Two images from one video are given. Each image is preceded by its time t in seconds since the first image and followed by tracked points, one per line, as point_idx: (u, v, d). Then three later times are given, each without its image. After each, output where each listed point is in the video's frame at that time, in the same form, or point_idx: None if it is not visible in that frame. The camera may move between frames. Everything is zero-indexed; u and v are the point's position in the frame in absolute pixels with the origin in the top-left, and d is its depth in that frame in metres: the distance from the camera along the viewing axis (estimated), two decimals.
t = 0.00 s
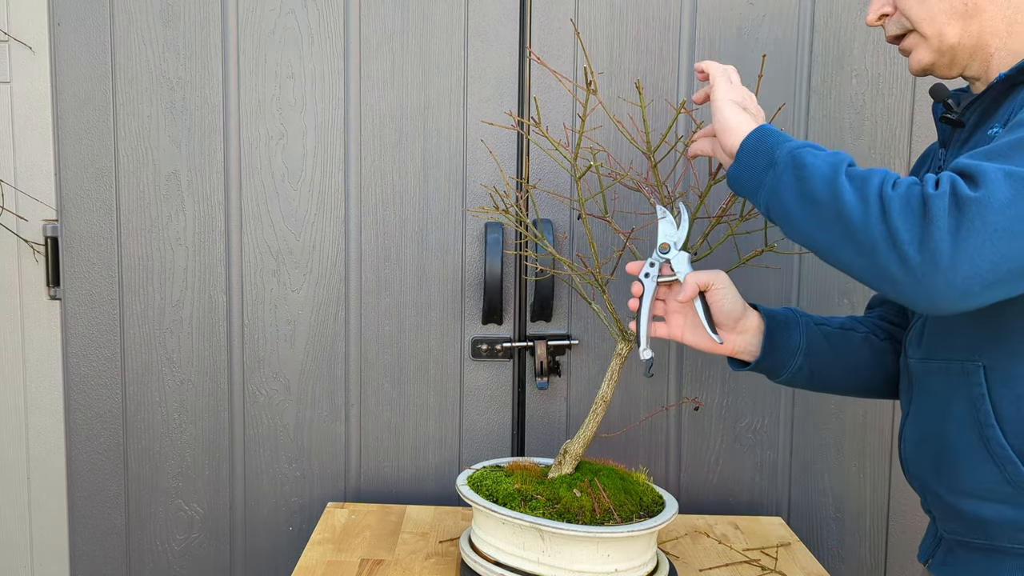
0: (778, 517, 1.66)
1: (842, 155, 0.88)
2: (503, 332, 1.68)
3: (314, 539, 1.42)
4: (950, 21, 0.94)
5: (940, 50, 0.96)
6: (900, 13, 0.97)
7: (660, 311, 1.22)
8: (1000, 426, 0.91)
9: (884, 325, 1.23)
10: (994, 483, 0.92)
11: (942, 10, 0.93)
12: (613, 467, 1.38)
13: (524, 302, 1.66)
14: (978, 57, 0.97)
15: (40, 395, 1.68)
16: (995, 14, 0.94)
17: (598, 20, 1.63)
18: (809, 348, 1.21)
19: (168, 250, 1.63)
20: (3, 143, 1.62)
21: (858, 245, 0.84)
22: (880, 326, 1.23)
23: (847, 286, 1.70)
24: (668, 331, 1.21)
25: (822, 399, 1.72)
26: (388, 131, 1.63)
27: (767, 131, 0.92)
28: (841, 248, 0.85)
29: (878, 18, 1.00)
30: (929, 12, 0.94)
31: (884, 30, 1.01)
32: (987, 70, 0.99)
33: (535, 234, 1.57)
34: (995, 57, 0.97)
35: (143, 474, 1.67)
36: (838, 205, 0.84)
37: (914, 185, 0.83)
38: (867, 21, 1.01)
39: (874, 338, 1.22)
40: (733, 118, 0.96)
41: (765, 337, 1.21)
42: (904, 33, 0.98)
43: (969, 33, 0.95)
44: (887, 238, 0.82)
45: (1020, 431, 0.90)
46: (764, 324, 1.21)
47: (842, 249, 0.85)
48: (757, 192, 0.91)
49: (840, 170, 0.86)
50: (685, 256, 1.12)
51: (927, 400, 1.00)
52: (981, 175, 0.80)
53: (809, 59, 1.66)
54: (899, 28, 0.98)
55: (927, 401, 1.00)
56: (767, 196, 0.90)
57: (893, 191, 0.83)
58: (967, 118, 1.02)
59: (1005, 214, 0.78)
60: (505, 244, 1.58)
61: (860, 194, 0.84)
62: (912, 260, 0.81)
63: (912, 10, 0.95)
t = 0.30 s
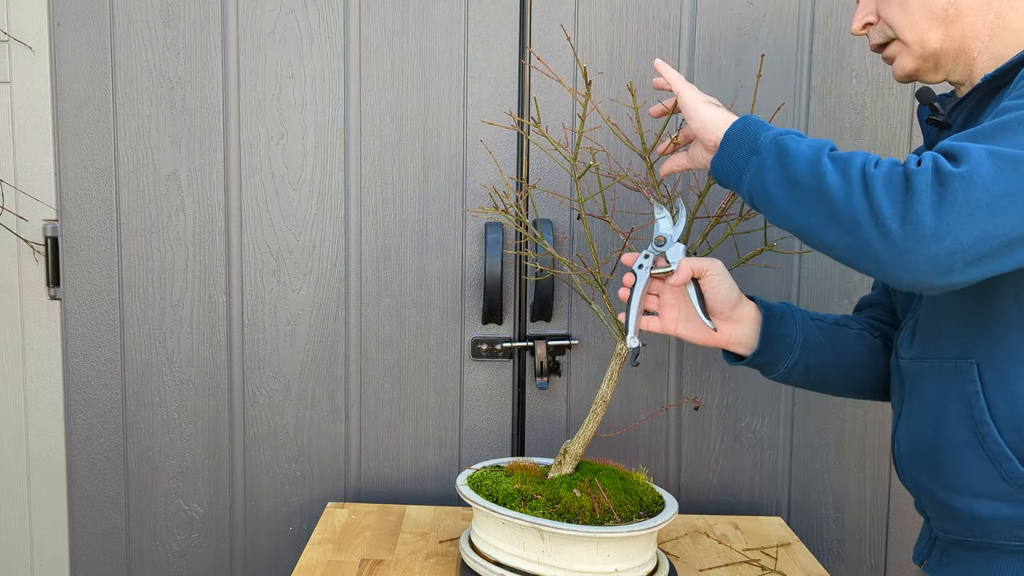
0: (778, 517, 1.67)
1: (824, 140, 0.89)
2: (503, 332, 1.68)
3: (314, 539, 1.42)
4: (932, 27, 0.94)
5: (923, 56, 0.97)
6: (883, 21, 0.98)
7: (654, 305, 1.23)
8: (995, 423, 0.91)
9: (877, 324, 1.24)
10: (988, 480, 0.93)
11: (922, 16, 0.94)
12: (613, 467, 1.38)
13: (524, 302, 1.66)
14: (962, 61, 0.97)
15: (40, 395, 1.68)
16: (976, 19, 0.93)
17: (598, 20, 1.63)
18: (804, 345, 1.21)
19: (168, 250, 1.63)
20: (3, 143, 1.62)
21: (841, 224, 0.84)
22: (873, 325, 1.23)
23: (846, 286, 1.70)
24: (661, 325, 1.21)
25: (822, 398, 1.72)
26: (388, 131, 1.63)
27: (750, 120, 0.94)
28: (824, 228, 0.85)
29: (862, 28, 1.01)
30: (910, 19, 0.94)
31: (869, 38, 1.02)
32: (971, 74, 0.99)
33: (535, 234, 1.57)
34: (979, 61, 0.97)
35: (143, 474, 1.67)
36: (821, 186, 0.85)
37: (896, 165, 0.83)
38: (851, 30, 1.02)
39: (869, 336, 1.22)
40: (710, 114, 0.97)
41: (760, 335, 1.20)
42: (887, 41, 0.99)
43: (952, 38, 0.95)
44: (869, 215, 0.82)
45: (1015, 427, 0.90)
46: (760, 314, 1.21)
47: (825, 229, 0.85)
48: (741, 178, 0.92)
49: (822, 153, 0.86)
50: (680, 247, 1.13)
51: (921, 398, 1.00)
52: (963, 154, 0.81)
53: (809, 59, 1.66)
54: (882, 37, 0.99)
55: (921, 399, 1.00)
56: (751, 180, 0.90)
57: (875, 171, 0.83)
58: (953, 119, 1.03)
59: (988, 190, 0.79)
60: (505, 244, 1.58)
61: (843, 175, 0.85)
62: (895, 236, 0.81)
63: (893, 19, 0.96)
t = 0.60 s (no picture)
0: (778, 517, 1.66)
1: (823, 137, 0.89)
2: (503, 332, 1.68)
3: (314, 539, 1.42)
4: (916, 32, 0.94)
5: (908, 61, 0.96)
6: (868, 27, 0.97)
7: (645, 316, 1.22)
8: (996, 419, 0.91)
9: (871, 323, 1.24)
10: (992, 478, 0.93)
11: (906, 21, 0.94)
12: (613, 467, 1.38)
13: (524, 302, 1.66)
14: (948, 64, 0.97)
15: (40, 395, 1.68)
16: (960, 22, 0.93)
17: (598, 19, 1.63)
18: (801, 344, 1.21)
19: (168, 250, 1.63)
20: (3, 143, 1.62)
21: (844, 217, 0.83)
22: (865, 326, 1.24)
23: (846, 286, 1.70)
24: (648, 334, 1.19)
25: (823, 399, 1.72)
26: (388, 131, 1.63)
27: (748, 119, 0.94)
28: (827, 222, 0.85)
29: (847, 35, 1.01)
30: (895, 25, 0.94)
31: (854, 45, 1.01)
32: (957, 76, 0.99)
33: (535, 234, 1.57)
34: (963, 64, 0.97)
35: (143, 473, 1.67)
36: (823, 181, 0.85)
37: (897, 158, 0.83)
38: (837, 38, 1.02)
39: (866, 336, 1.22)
40: (710, 113, 0.97)
41: (757, 333, 1.20)
42: (873, 47, 0.99)
43: (936, 42, 0.95)
44: (873, 207, 0.82)
45: (1015, 423, 0.90)
46: (747, 323, 1.20)
47: (828, 222, 0.85)
48: (740, 175, 0.92)
49: (822, 148, 0.87)
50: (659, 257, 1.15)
51: (920, 398, 0.99)
52: (964, 144, 0.81)
53: (809, 59, 1.66)
54: (867, 43, 0.99)
55: (919, 399, 0.99)
56: (751, 177, 0.90)
57: (876, 163, 0.83)
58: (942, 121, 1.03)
59: (991, 178, 0.79)
60: (505, 244, 1.58)
61: (844, 169, 0.85)
62: (900, 226, 0.80)
63: (878, 25, 0.95)
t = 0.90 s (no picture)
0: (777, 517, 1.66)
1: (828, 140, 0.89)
2: (503, 332, 1.68)
3: (314, 539, 1.42)
4: (909, 33, 0.94)
5: (903, 62, 0.97)
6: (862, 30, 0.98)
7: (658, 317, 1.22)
8: (996, 420, 0.91)
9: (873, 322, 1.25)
10: (992, 478, 0.93)
11: (899, 22, 0.94)
12: (613, 467, 1.38)
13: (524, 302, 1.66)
14: (943, 64, 0.97)
15: (40, 395, 1.68)
16: (953, 23, 0.93)
17: (598, 19, 1.63)
18: (801, 345, 1.21)
19: (168, 250, 1.63)
20: (3, 144, 1.62)
21: (852, 223, 0.84)
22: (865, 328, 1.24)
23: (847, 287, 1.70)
24: (667, 338, 1.21)
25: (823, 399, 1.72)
26: (388, 131, 1.63)
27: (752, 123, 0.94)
28: (835, 228, 0.85)
29: (841, 39, 1.02)
30: (888, 27, 0.95)
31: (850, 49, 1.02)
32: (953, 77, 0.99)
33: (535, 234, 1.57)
34: (958, 64, 0.97)
35: (143, 473, 1.67)
36: (831, 185, 0.85)
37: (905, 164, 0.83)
38: (831, 43, 1.03)
39: (866, 340, 1.22)
40: (715, 115, 0.97)
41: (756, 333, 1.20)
42: (868, 51, 1.00)
43: (930, 43, 0.95)
44: (882, 213, 0.82)
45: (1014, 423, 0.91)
46: (769, 325, 1.20)
47: (836, 229, 0.85)
48: (747, 178, 0.91)
49: (829, 153, 0.87)
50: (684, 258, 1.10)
51: (921, 398, 1.00)
52: (972, 149, 0.81)
53: (809, 59, 1.66)
54: (862, 47, 0.99)
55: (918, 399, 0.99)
56: (757, 183, 0.90)
57: (885, 169, 0.83)
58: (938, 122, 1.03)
59: (999, 185, 0.79)
60: (505, 244, 1.58)
61: (852, 175, 0.85)
62: (909, 233, 0.80)
63: (872, 27, 0.96)
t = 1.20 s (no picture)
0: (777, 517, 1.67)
1: (900, 295, 0.77)
2: (503, 332, 1.68)
3: (314, 539, 1.42)
4: (939, 23, 0.89)
5: (928, 53, 0.92)
6: (887, 12, 0.92)
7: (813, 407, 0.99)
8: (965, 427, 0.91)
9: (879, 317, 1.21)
10: (974, 488, 0.91)
11: (931, 11, 0.89)
12: (613, 467, 1.38)
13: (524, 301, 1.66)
14: (967, 57, 0.92)
15: (40, 395, 1.68)
16: (982, 16, 0.89)
17: (598, 19, 1.63)
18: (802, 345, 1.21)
19: (168, 250, 1.63)
20: (3, 144, 1.62)
21: (960, 399, 0.76)
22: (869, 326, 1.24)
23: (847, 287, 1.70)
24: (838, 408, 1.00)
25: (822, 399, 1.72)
26: (388, 131, 1.63)
27: (806, 279, 0.79)
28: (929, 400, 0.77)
29: (863, 17, 0.95)
30: (917, 14, 0.90)
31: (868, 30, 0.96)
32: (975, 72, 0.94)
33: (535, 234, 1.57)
34: (981, 58, 0.92)
35: (143, 474, 1.67)
36: (925, 369, 0.75)
37: (1002, 325, 0.74)
38: (850, 20, 0.96)
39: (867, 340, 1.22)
40: (766, 251, 0.78)
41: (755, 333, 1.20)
42: (891, 34, 0.94)
43: (958, 34, 0.90)
44: (989, 382, 0.74)
45: (1003, 436, 0.88)
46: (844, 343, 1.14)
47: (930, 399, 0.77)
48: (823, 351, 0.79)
49: (914, 323, 0.75)
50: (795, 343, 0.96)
51: (909, 402, 0.99)
52: None
53: (808, 59, 1.66)
54: (885, 30, 0.93)
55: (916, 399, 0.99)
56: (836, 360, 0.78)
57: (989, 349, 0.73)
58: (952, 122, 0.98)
59: None
60: (505, 244, 1.58)
61: (949, 352, 0.75)
62: (1022, 396, 0.74)
63: (899, 11, 0.90)
